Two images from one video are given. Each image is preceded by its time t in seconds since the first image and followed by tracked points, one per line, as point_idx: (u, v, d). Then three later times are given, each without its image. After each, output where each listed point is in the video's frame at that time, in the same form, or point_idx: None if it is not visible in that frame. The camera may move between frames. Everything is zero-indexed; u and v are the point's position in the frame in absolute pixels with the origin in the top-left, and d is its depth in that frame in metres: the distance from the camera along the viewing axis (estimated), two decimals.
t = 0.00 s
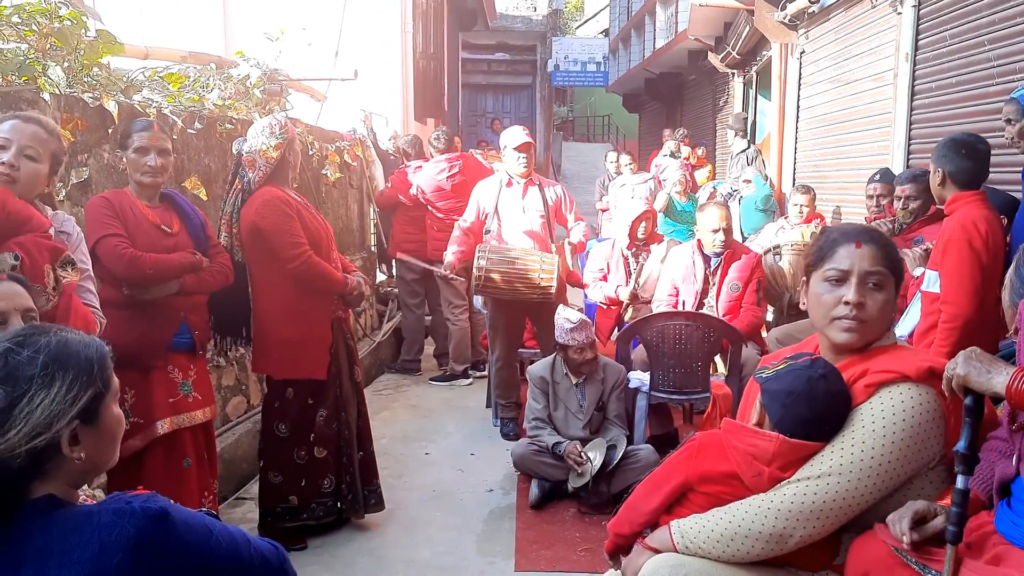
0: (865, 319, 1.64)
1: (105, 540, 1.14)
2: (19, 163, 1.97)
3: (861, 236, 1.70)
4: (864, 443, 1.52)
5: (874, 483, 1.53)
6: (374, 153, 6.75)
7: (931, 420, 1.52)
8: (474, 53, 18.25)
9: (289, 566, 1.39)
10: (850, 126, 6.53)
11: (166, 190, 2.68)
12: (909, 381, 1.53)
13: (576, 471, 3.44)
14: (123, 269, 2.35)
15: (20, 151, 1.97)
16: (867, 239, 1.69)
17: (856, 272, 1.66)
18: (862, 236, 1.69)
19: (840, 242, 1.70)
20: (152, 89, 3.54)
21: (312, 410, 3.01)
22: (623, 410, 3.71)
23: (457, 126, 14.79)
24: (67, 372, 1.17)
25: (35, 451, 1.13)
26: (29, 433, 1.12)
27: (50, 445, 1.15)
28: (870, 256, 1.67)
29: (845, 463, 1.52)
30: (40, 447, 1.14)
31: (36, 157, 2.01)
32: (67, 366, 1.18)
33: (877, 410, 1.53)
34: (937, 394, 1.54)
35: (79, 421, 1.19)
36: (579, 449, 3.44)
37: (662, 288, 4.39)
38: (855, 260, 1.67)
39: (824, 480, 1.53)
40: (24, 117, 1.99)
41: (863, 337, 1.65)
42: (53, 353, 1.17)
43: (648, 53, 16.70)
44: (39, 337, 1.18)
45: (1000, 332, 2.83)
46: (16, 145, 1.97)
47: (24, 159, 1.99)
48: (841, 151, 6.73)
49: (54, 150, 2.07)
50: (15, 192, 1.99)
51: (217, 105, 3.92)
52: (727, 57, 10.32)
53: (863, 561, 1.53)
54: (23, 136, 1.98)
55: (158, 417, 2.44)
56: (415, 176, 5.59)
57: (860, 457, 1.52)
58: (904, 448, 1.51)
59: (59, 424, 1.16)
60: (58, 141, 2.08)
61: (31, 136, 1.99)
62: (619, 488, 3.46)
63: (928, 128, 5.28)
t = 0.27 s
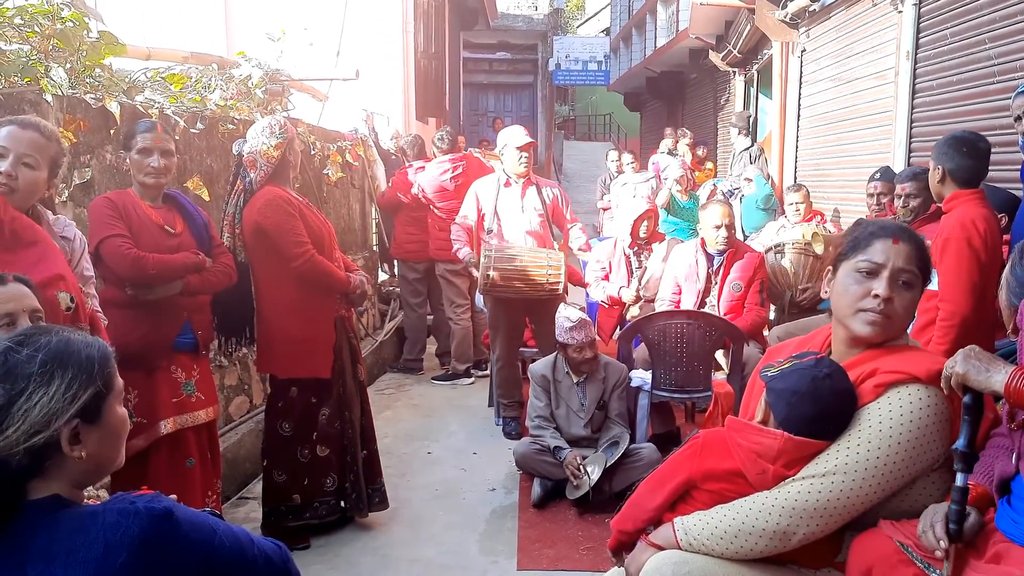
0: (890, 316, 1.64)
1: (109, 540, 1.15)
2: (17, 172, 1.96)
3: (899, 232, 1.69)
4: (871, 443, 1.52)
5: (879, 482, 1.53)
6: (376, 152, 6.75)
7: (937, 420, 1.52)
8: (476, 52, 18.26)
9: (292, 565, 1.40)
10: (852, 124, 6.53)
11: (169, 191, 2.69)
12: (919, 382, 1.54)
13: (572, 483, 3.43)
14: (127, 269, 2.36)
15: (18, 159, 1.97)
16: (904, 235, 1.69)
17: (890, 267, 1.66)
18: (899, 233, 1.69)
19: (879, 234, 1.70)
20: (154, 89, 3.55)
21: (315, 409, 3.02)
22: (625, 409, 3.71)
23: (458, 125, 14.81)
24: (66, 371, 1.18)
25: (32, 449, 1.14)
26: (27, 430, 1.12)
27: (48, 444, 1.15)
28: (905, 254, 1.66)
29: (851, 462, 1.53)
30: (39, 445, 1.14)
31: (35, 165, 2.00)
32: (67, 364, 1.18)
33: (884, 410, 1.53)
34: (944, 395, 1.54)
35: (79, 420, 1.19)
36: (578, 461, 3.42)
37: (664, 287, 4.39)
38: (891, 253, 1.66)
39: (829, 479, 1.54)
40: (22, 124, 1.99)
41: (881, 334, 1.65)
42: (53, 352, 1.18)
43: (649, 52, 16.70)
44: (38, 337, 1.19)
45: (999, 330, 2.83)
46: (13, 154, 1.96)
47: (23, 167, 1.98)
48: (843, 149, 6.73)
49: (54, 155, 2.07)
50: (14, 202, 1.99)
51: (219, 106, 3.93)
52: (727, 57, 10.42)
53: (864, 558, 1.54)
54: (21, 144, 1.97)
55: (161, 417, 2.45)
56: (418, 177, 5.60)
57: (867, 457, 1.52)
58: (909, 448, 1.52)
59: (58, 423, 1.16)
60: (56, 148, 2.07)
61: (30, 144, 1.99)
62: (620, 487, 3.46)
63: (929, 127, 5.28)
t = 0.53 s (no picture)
0: (886, 316, 1.65)
1: (112, 540, 1.16)
2: (16, 185, 1.92)
3: (894, 232, 1.70)
4: (871, 443, 1.53)
5: (880, 482, 1.54)
6: (377, 152, 6.76)
7: (937, 421, 1.53)
8: (477, 52, 18.27)
9: (294, 564, 1.41)
10: (852, 123, 6.53)
11: (171, 192, 2.70)
12: (921, 383, 1.54)
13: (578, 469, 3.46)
14: (128, 269, 2.37)
15: (16, 172, 1.92)
16: (897, 234, 1.70)
17: (883, 267, 1.67)
18: (893, 232, 1.70)
19: (870, 235, 1.71)
20: (156, 90, 3.55)
21: (316, 408, 3.03)
22: (626, 408, 3.71)
23: (458, 125, 14.82)
24: (78, 372, 1.19)
25: (45, 449, 1.15)
26: (41, 431, 1.14)
27: (60, 445, 1.17)
28: (899, 254, 1.67)
29: (852, 462, 1.53)
30: (52, 446, 1.15)
31: (33, 177, 1.95)
32: (78, 365, 1.20)
33: (885, 410, 1.54)
34: (944, 395, 1.55)
35: (90, 420, 1.20)
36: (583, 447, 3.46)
37: (664, 287, 4.42)
38: (884, 254, 1.67)
39: (830, 478, 1.54)
40: (16, 134, 1.93)
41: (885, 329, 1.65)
42: (64, 353, 1.19)
43: (650, 51, 16.70)
44: (48, 338, 1.20)
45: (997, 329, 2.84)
46: (11, 167, 1.91)
47: (21, 180, 1.93)
48: (843, 149, 6.73)
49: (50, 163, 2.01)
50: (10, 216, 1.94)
51: (221, 106, 3.93)
52: (727, 57, 10.46)
53: (864, 556, 1.55)
54: (18, 157, 1.92)
55: (163, 417, 2.45)
56: (419, 177, 5.60)
57: (867, 457, 1.53)
58: (909, 449, 1.52)
59: (71, 423, 1.17)
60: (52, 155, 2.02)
61: (27, 155, 1.94)
62: (621, 487, 3.47)
63: (929, 126, 5.29)
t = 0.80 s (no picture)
0: (842, 319, 1.66)
1: (113, 539, 1.16)
2: (5, 196, 1.87)
3: (830, 237, 1.72)
4: (863, 443, 1.54)
5: (873, 482, 1.54)
6: (377, 152, 6.76)
7: (929, 419, 1.54)
8: (478, 52, 18.29)
9: (293, 563, 1.42)
10: (852, 123, 6.54)
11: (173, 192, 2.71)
12: (910, 381, 1.55)
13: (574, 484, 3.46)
14: (130, 270, 2.38)
15: (5, 182, 1.87)
16: (834, 238, 1.71)
17: (827, 274, 1.68)
18: (828, 237, 1.72)
19: (810, 245, 1.73)
20: (156, 90, 3.55)
21: (316, 408, 3.04)
22: (626, 408, 3.72)
23: (459, 126, 14.84)
24: (83, 372, 1.20)
25: (51, 448, 1.16)
26: (47, 431, 1.14)
27: (66, 444, 1.17)
28: (838, 258, 1.68)
29: (845, 463, 1.54)
30: (59, 445, 1.16)
31: (24, 186, 1.90)
32: (83, 366, 1.21)
33: (876, 409, 1.54)
34: (935, 393, 1.55)
35: (95, 420, 1.21)
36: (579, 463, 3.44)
37: (663, 286, 4.43)
38: (823, 263, 1.69)
39: (824, 479, 1.55)
40: (4, 142, 1.86)
41: (843, 338, 1.67)
42: (70, 353, 1.20)
43: (650, 52, 16.71)
44: (52, 339, 1.21)
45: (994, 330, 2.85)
46: None
47: (11, 190, 1.88)
48: (843, 149, 6.74)
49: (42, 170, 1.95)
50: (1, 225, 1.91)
51: (222, 106, 3.94)
52: (727, 57, 10.49)
53: (861, 556, 1.55)
54: (6, 166, 1.86)
55: (163, 417, 2.46)
56: (419, 178, 5.60)
57: (860, 457, 1.53)
58: (903, 447, 1.53)
59: (77, 423, 1.18)
60: (43, 160, 1.94)
61: (15, 163, 1.87)
62: (621, 486, 3.47)
63: (928, 126, 5.29)
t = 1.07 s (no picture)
0: (816, 329, 1.68)
1: (116, 541, 1.17)
2: (5, 204, 1.87)
3: (788, 250, 1.73)
4: (859, 443, 1.54)
5: (870, 482, 1.55)
6: (378, 154, 6.77)
7: (924, 417, 1.54)
8: (479, 53, 18.31)
9: (295, 565, 1.42)
10: (852, 124, 6.54)
11: (174, 194, 2.72)
12: (902, 380, 1.55)
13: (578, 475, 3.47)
14: (132, 273, 2.38)
15: (5, 189, 1.87)
16: (791, 250, 1.73)
17: (793, 286, 1.70)
18: (785, 251, 1.74)
19: (770, 262, 1.75)
20: (157, 92, 3.56)
21: (316, 410, 3.04)
22: (627, 409, 3.71)
23: (460, 127, 14.86)
24: (83, 373, 1.21)
25: (53, 450, 1.16)
26: (50, 432, 1.15)
27: (67, 446, 1.18)
28: (799, 268, 1.70)
29: (841, 464, 1.54)
30: (61, 446, 1.17)
31: (24, 193, 1.90)
32: (84, 367, 1.21)
33: (871, 409, 1.55)
34: (928, 391, 1.56)
35: (96, 421, 1.22)
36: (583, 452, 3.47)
37: (663, 290, 4.43)
38: (784, 278, 1.71)
39: (822, 480, 1.55)
40: (3, 149, 1.86)
41: (822, 346, 1.69)
42: (71, 355, 1.21)
43: (651, 52, 16.71)
44: (52, 341, 1.21)
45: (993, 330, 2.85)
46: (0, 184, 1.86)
47: (11, 197, 1.88)
48: (843, 150, 6.74)
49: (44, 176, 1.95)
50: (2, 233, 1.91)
51: (222, 108, 3.95)
52: (727, 57, 10.49)
53: (861, 557, 1.56)
54: (4, 173, 1.86)
55: (165, 420, 2.47)
56: (419, 180, 5.60)
57: (856, 457, 1.54)
58: (898, 447, 1.53)
59: (79, 424, 1.19)
60: (43, 166, 1.94)
61: (15, 169, 1.87)
62: (622, 487, 3.46)
63: (928, 127, 5.30)
